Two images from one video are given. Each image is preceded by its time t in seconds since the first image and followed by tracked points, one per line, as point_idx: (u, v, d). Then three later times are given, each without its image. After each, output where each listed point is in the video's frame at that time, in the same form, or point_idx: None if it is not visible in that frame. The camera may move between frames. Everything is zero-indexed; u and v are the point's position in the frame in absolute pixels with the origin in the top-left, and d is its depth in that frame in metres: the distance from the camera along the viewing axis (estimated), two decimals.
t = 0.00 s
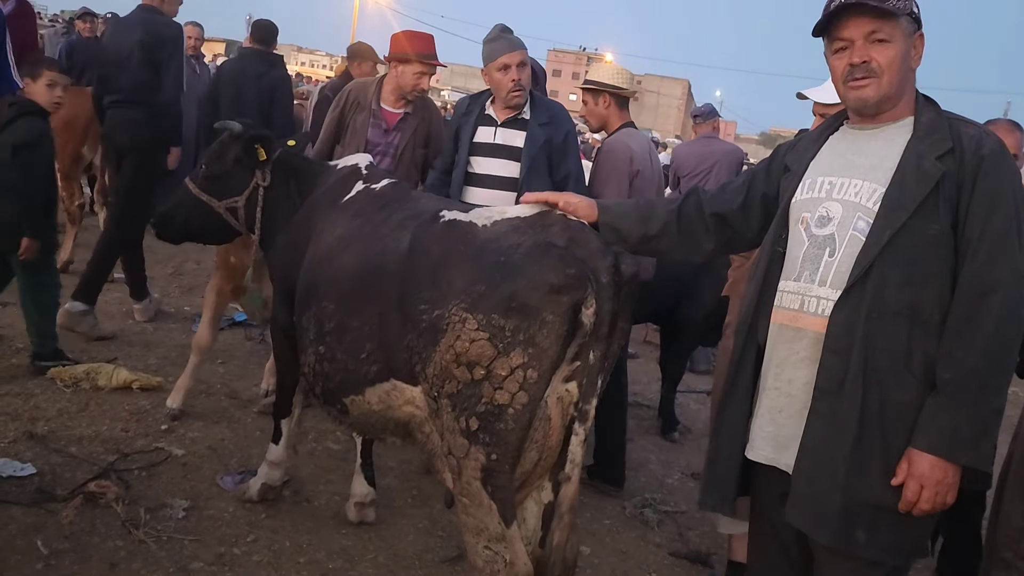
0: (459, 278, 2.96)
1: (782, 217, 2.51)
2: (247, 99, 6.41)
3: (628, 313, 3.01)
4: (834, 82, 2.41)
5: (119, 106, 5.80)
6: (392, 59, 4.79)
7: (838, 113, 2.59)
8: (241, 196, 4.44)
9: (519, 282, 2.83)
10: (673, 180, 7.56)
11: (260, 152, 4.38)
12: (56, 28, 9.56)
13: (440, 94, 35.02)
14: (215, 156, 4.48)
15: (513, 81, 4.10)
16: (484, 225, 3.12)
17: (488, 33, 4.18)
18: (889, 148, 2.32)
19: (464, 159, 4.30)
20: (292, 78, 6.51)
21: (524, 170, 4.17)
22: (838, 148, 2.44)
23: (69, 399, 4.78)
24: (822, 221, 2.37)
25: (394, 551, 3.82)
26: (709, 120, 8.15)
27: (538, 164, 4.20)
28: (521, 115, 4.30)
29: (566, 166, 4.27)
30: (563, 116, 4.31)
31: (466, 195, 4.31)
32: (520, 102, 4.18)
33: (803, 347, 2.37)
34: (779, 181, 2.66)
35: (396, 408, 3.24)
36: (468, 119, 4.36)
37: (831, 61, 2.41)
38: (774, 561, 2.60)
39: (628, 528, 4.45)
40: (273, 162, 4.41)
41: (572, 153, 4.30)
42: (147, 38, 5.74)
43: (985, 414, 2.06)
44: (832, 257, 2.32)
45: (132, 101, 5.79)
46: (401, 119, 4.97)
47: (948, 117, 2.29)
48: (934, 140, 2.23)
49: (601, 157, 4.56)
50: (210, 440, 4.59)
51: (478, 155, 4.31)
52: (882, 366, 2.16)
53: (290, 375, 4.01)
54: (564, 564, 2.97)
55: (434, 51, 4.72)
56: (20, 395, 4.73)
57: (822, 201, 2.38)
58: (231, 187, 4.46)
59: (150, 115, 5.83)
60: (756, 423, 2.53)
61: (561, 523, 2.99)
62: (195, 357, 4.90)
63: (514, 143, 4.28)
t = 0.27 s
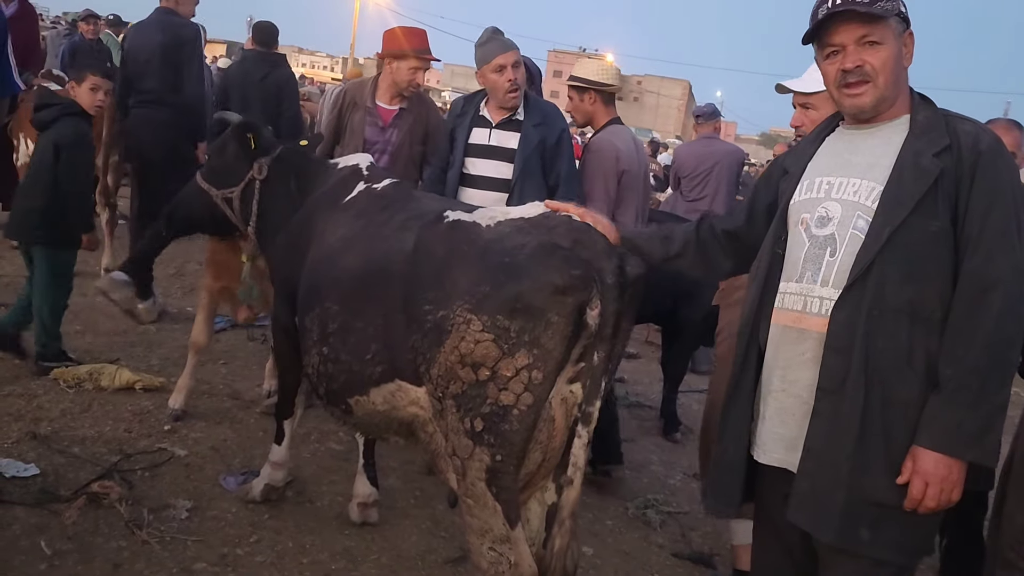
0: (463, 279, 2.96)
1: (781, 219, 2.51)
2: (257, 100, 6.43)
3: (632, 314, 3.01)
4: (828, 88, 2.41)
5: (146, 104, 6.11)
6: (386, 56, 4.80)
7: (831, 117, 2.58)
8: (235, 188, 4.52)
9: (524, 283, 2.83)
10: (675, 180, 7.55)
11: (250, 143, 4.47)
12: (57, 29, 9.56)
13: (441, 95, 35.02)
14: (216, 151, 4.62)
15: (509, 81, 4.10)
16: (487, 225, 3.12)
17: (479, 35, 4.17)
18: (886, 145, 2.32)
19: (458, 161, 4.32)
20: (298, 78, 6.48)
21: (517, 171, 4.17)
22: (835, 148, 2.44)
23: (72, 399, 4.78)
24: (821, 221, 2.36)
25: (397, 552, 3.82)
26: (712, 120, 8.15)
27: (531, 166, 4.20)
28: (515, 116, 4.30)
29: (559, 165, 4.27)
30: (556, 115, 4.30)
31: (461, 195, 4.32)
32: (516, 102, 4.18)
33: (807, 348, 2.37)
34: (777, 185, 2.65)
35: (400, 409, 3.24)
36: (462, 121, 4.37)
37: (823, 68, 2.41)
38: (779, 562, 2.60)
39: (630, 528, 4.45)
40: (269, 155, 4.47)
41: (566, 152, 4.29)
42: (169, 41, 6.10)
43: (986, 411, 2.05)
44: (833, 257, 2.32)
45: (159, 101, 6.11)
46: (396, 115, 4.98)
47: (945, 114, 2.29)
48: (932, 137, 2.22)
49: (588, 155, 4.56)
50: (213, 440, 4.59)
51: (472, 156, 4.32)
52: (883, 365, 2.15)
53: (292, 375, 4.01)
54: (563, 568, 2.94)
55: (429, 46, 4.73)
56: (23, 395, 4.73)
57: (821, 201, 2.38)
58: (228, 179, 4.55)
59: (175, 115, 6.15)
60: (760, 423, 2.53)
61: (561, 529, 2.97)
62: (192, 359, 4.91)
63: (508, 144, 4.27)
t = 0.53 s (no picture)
0: (465, 281, 2.97)
1: (782, 219, 2.52)
2: (266, 102, 6.45)
3: (633, 316, 3.02)
4: (826, 89, 2.42)
5: (165, 110, 6.14)
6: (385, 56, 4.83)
7: (832, 117, 2.60)
8: (233, 178, 4.56)
9: (525, 285, 2.84)
10: (676, 181, 7.55)
11: (244, 134, 4.52)
12: (57, 31, 9.55)
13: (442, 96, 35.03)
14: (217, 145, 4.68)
15: (518, 92, 4.11)
16: (488, 227, 3.13)
17: (485, 43, 4.17)
18: (885, 145, 2.33)
19: (464, 162, 4.31)
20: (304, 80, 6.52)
21: (522, 178, 4.19)
22: (834, 148, 2.45)
23: (74, 402, 4.80)
24: (820, 221, 2.37)
25: (399, 553, 3.83)
26: (714, 121, 8.15)
27: (535, 172, 4.21)
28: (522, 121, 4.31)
29: (562, 170, 4.25)
30: (561, 120, 4.31)
31: (466, 198, 4.32)
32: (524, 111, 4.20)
33: (806, 348, 2.38)
34: (778, 185, 2.66)
35: (401, 411, 3.25)
36: (467, 123, 4.40)
37: (822, 69, 2.42)
38: (780, 562, 2.60)
39: (631, 529, 4.45)
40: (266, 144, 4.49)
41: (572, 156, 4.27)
42: (189, 49, 6.17)
43: (985, 410, 2.05)
44: (831, 257, 2.33)
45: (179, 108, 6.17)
46: (396, 115, 4.98)
47: (944, 114, 2.30)
48: (930, 137, 2.23)
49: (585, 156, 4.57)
50: (215, 442, 4.61)
51: (477, 160, 4.33)
52: (882, 365, 2.16)
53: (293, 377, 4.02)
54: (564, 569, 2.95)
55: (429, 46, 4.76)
56: (25, 398, 4.74)
57: (819, 202, 2.39)
58: (228, 171, 4.59)
59: (197, 120, 6.22)
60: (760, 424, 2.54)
61: (565, 531, 2.96)
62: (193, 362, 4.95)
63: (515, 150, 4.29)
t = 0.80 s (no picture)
0: (465, 283, 2.98)
1: (783, 219, 2.53)
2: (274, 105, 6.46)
3: (634, 316, 3.02)
4: (828, 88, 2.43)
5: (188, 119, 6.13)
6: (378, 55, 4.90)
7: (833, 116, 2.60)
8: (227, 180, 4.59)
9: (526, 286, 2.85)
10: (679, 182, 7.56)
11: (242, 133, 4.58)
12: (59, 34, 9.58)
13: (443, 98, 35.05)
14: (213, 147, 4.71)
15: (527, 102, 4.12)
16: (489, 228, 3.14)
17: (497, 51, 4.15)
18: (887, 146, 2.33)
19: (470, 166, 4.32)
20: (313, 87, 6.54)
21: (527, 185, 4.19)
22: (836, 148, 2.46)
23: (77, 404, 4.81)
24: (821, 222, 2.38)
25: (402, 554, 3.83)
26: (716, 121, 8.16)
27: (540, 178, 4.22)
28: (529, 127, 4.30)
29: (567, 178, 4.24)
30: (568, 126, 4.30)
31: (470, 201, 4.33)
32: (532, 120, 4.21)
33: (807, 349, 2.38)
34: (780, 185, 2.67)
35: (402, 412, 3.26)
36: (474, 126, 4.41)
37: (824, 68, 2.42)
38: (782, 562, 2.61)
39: (633, 529, 4.46)
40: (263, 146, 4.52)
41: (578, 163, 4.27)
42: (221, 63, 6.22)
43: (987, 410, 2.05)
44: (832, 257, 2.33)
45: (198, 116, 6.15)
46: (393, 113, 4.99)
47: (946, 114, 2.30)
48: (931, 138, 2.24)
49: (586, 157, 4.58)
50: (218, 444, 4.62)
51: (482, 164, 4.34)
52: (883, 366, 2.17)
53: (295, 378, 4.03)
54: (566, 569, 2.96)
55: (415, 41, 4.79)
56: (29, 400, 4.75)
57: (820, 202, 2.40)
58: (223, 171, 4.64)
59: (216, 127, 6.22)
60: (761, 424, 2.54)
61: (574, 529, 2.97)
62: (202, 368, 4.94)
63: (521, 156, 4.29)
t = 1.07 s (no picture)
0: (466, 283, 2.98)
1: (786, 218, 2.53)
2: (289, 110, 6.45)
3: (634, 316, 3.03)
4: (829, 90, 2.43)
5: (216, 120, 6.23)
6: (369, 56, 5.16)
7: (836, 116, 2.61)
8: (222, 191, 4.59)
9: (526, 286, 2.86)
10: (682, 181, 7.55)
11: (238, 140, 4.57)
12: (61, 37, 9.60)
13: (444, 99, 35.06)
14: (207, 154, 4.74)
15: (530, 104, 4.11)
16: (488, 228, 3.14)
17: (500, 52, 4.16)
18: (889, 146, 2.34)
19: (473, 167, 4.32)
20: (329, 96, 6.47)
21: (529, 185, 4.19)
22: (839, 149, 2.46)
23: (81, 405, 4.82)
24: (824, 221, 2.38)
25: (405, 553, 3.84)
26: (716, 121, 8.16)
27: (543, 180, 4.23)
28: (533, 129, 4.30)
29: (569, 181, 4.25)
30: (572, 129, 4.32)
31: (472, 202, 4.32)
32: (535, 123, 4.21)
33: (808, 348, 2.39)
34: (783, 185, 2.67)
35: (403, 412, 3.27)
36: (479, 126, 4.42)
37: (825, 70, 2.43)
38: (785, 560, 2.61)
39: (636, 529, 4.46)
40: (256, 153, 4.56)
41: (581, 165, 4.28)
42: (248, 69, 6.21)
43: (990, 409, 2.05)
44: (834, 257, 2.33)
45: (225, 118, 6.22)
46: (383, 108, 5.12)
47: (948, 113, 2.30)
48: (932, 137, 2.24)
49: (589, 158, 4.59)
50: (221, 444, 4.63)
51: (484, 166, 4.34)
52: (884, 365, 2.17)
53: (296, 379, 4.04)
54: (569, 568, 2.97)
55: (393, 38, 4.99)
56: (32, 401, 4.77)
57: (823, 202, 2.40)
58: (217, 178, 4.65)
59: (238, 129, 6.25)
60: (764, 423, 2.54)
61: (576, 526, 2.94)
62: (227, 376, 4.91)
63: (524, 158, 4.30)
